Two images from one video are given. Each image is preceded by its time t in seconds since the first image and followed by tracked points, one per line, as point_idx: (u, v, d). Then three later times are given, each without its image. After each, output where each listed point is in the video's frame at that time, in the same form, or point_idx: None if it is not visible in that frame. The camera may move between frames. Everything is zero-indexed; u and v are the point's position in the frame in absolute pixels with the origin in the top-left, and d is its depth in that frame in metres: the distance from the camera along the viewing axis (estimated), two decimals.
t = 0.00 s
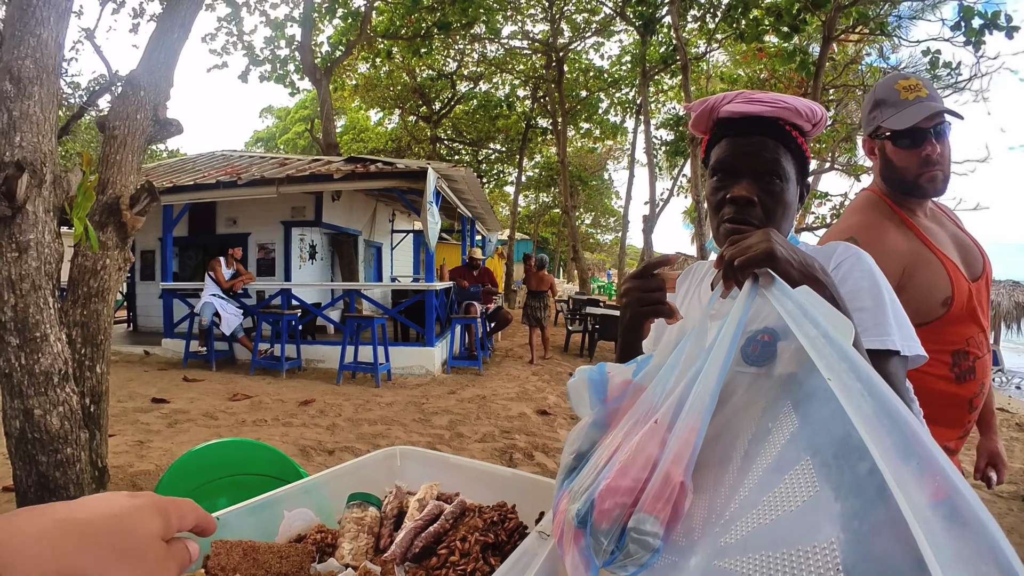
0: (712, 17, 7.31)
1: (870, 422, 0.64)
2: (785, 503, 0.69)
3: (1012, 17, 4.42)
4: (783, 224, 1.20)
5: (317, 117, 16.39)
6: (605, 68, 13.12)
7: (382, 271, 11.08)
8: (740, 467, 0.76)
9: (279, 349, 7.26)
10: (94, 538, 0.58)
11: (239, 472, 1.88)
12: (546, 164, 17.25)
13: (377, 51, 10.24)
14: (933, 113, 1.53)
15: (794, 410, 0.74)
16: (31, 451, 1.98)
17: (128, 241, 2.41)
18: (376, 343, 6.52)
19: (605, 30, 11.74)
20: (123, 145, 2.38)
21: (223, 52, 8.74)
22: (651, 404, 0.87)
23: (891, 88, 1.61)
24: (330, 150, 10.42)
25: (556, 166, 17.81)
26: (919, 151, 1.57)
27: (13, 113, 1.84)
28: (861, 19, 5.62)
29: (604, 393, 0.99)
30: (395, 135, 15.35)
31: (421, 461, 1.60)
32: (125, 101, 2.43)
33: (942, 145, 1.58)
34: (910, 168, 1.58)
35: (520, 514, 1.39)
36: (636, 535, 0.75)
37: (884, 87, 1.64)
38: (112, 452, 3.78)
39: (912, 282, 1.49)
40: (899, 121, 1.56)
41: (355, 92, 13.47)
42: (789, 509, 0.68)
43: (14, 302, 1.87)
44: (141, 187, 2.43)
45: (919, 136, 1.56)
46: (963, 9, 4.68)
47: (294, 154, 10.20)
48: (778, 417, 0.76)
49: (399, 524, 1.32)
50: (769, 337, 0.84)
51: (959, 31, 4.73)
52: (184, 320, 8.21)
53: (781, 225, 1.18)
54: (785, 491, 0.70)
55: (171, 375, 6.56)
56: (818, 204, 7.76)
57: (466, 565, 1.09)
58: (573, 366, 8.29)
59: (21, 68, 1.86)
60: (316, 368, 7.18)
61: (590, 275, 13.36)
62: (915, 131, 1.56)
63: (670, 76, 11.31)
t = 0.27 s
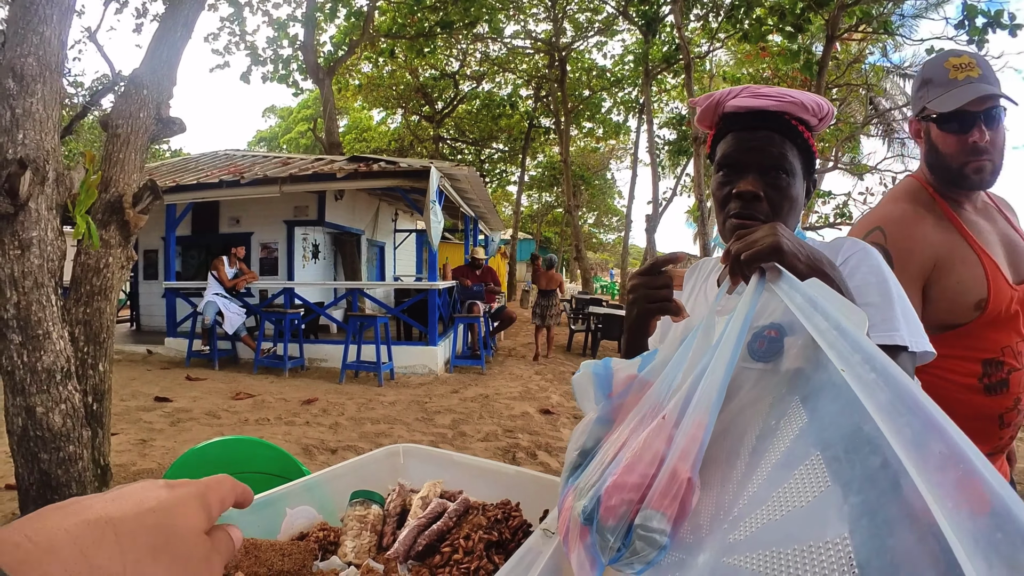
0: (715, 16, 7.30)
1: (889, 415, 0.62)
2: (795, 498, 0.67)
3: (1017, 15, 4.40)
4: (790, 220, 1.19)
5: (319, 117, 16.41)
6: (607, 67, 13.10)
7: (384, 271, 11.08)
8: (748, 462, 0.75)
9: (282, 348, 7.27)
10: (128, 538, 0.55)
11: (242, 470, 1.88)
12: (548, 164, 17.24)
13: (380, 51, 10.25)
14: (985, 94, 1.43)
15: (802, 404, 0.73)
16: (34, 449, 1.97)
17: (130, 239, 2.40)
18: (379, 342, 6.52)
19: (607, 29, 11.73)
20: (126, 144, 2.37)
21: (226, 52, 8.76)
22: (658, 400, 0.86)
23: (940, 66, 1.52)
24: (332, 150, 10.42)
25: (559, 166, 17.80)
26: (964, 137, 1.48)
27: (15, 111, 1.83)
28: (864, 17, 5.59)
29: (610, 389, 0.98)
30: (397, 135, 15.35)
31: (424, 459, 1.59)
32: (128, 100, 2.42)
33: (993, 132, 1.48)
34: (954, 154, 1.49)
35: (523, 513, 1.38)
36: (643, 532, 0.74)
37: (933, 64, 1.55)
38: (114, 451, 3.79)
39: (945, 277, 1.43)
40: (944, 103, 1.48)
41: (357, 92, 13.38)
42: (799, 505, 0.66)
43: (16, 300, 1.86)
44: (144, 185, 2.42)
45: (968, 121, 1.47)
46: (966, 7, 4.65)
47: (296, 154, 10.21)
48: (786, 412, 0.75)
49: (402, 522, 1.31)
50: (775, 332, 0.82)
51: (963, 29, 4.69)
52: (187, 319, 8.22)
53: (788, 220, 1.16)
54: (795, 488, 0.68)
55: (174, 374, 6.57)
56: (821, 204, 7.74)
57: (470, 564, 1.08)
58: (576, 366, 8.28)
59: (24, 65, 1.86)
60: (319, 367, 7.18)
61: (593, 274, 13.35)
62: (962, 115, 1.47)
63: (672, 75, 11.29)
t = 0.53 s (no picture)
0: (719, 15, 7.27)
1: (907, 410, 0.61)
2: (807, 496, 0.66)
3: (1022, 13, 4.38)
4: (797, 217, 1.17)
5: (323, 116, 16.42)
6: (611, 67, 13.07)
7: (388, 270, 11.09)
8: (758, 460, 0.73)
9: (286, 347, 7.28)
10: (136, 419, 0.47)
11: (247, 469, 1.87)
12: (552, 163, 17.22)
13: (383, 50, 10.25)
14: None
15: (813, 401, 0.72)
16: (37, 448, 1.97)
17: (135, 238, 2.40)
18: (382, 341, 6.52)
19: (611, 28, 11.71)
20: (130, 143, 2.37)
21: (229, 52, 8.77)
22: (666, 398, 0.85)
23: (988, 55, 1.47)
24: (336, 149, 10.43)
25: (562, 165, 17.78)
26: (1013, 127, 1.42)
27: (20, 109, 1.83)
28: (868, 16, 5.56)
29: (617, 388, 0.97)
30: (401, 135, 15.36)
31: (430, 457, 1.58)
32: (133, 98, 2.42)
33: None
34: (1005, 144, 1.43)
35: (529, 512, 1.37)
36: (653, 530, 0.72)
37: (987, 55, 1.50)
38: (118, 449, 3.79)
39: (986, 268, 1.40)
40: (989, 95, 1.44)
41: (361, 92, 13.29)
42: (810, 503, 0.65)
43: (21, 299, 1.86)
44: (148, 184, 2.42)
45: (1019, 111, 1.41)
46: (971, 6, 4.62)
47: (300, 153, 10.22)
48: (797, 409, 0.74)
49: (408, 521, 1.30)
50: (783, 329, 0.81)
51: (967, 28, 4.66)
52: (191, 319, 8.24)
53: (796, 218, 1.15)
54: (807, 486, 0.67)
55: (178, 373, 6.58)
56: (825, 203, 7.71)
57: (476, 564, 1.07)
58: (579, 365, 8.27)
59: (28, 64, 1.85)
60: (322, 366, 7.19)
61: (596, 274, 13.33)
62: (1011, 104, 1.41)
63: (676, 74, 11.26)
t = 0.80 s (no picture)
0: (722, 14, 7.24)
1: (923, 420, 0.61)
2: (816, 504, 0.65)
3: None
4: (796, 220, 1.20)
5: (326, 116, 16.44)
6: (614, 66, 13.04)
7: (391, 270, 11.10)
8: (766, 465, 0.72)
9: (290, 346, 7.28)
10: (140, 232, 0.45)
11: (251, 470, 1.87)
12: (555, 163, 17.22)
13: (387, 50, 10.24)
14: None
15: (822, 407, 0.71)
16: (41, 448, 1.97)
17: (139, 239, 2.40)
18: (386, 341, 6.52)
19: (614, 28, 11.68)
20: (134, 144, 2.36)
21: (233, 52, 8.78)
22: (674, 402, 0.84)
23: None
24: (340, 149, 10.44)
25: (566, 165, 17.75)
26: None
27: (24, 110, 1.84)
28: (873, 15, 5.53)
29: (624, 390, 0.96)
30: (404, 134, 15.37)
31: (434, 459, 1.57)
32: (136, 99, 2.42)
33: None
34: None
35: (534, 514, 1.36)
36: (660, 536, 0.71)
37: None
38: (122, 449, 3.80)
39: None
40: None
41: (365, 92, 13.33)
42: (821, 511, 0.65)
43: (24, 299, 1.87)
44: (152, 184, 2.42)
45: None
46: (976, 4, 4.58)
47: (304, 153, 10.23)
48: (805, 414, 0.72)
49: (412, 523, 1.29)
50: (793, 333, 0.80)
51: (971, 27, 4.62)
52: (195, 318, 8.25)
53: (792, 222, 1.18)
54: (817, 492, 0.66)
55: (182, 373, 6.60)
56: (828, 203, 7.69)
57: (481, 566, 1.06)
58: (583, 365, 8.25)
59: (32, 64, 1.85)
60: (326, 365, 7.20)
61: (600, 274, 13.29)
62: None
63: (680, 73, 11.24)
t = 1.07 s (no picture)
0: (726, 13, 7.23)
1: (941, 414, 0.58)
2: (831, 500, 0.64)
3: None
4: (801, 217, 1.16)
5: (330, 115, 16.47)
6: (618, 65, 13.02)
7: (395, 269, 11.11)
8: (778, 462, 0.71)
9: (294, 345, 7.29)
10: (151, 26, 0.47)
11: (257, 466, 1.87)
12: (559, 162, 17.22)
13: (390, 49, 10.24)
14: None
15: (835, 403, 0.70)
16: (47, 445, 1.97)
17: (144, 236, 2.40)
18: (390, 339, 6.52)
19: (618, 27, 11.68)
20: (139, 142, 2.36)
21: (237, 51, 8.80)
22: (683, 398, 0.83)
23: None
24: (343, 148, 10.44)
25: (569, 164, 17.72)
26: None
27: (29, 108, 1.84)
28: (877, 14, 5.50)
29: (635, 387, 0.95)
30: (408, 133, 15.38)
31: (441, 455, 1.57)
32: (141, 98, 2.42)
33: None
34: None
35: (542, 511, 1.35)
36: (671, 532, 0.71)
37: None
38: (127, 447, 3.81)
39: None
40: None
41: (368, 91, 13.35)
42: (835, 507, 0.64)
43: (30, 296, 1.87)
44: (158, 182, 2.42)
45: None
46: (981, 2, 4.55)
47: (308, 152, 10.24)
48: (819, 410, 0.71)
49: (419, 520, 1.29)
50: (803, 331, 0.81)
51: (977, 25, 4.58)
52: (199, 317, 8.28)
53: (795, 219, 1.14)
54: (831, 489, 0.65)
55: (187, 371, 6.62)
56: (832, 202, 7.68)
57: (489, 563, 1.05)
58: (587, 364, 8.23)
59: (37, 62, 1.85)
60: (330, 364, 7.20)
61: (603, 273, 13.26)
62: None
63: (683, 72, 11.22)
